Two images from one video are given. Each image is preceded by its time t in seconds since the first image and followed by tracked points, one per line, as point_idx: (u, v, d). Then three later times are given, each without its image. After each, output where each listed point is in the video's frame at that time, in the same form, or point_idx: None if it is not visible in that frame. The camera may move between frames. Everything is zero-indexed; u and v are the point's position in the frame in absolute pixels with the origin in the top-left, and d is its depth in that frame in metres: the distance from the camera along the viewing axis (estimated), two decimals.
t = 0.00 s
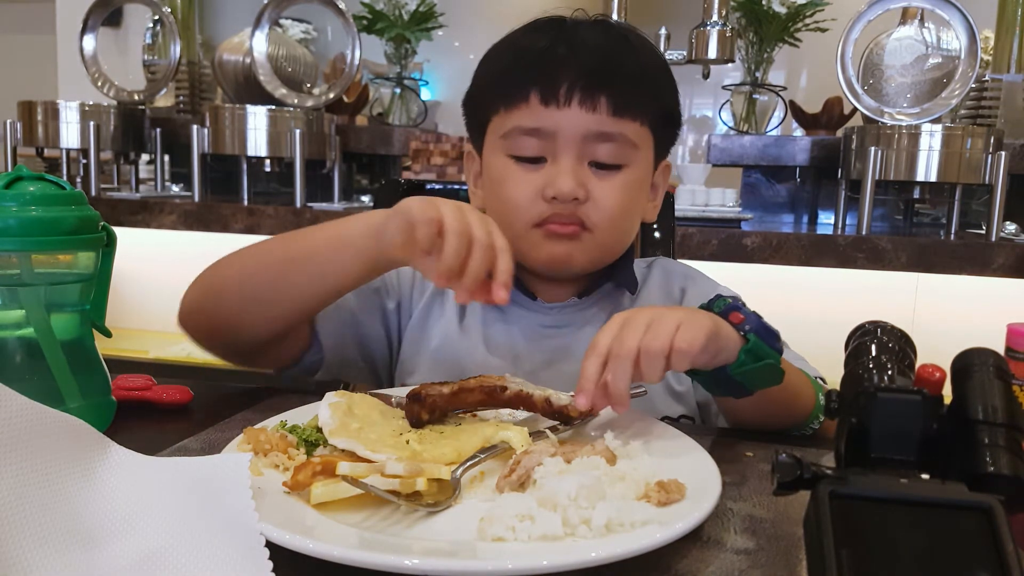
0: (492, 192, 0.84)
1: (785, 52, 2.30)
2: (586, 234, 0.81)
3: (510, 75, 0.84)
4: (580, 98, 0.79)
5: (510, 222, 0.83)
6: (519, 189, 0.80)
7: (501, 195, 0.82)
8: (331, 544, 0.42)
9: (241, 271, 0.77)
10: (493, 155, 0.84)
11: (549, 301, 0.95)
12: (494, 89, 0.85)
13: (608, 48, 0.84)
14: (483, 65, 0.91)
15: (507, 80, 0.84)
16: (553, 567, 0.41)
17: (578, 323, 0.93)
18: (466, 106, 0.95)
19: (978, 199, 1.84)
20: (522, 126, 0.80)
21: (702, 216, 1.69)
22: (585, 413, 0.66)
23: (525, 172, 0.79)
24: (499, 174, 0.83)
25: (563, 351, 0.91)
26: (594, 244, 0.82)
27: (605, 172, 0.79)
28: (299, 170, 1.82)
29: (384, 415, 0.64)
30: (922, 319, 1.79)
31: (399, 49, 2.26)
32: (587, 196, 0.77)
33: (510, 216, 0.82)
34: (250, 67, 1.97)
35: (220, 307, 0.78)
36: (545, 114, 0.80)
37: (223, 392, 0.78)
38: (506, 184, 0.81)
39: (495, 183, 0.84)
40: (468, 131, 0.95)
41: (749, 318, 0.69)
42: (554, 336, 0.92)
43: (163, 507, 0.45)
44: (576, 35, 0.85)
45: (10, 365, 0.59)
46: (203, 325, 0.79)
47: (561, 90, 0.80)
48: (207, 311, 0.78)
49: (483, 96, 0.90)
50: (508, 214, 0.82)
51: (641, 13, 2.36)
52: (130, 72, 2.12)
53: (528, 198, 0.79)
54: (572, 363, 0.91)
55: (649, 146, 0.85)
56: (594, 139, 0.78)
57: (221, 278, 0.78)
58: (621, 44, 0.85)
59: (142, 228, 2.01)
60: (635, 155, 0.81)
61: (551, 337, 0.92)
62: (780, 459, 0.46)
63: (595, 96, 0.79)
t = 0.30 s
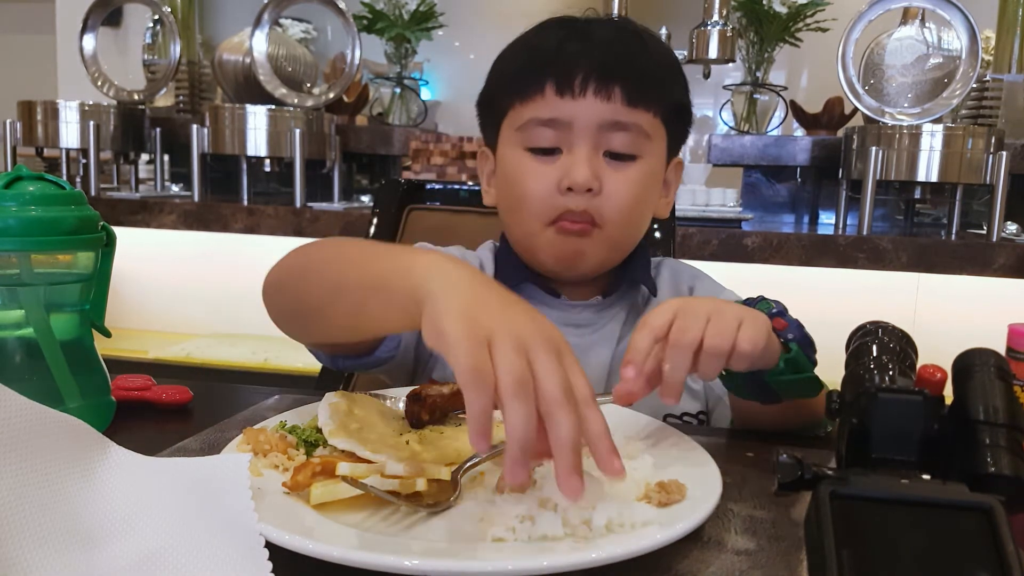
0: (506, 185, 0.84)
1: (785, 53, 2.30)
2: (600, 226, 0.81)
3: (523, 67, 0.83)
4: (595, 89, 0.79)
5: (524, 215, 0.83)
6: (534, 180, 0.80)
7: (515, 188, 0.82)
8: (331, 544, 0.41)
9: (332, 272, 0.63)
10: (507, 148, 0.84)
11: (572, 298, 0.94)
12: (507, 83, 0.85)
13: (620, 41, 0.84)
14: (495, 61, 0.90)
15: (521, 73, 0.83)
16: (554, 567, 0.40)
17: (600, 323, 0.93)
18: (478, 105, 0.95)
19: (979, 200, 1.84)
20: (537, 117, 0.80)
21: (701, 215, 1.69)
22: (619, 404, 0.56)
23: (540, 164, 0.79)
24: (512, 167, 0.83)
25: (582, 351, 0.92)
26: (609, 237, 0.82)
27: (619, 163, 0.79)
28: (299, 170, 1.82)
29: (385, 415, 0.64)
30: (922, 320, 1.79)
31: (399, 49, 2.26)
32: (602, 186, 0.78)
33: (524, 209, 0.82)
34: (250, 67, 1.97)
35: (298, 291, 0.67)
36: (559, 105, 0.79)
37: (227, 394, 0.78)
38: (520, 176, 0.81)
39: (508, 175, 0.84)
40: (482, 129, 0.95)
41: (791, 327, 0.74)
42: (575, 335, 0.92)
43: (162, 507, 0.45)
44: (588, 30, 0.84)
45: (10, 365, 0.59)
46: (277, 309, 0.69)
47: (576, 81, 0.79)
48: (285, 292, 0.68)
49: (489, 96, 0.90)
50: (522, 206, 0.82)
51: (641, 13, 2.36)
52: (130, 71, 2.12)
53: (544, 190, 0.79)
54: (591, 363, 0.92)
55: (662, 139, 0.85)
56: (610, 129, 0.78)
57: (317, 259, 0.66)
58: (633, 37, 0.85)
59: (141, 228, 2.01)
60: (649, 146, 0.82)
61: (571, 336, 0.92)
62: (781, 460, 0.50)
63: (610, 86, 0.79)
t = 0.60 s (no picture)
0: (524, 177, 0.84)
1: (785, 53, 2.31)
2: (619, 222, 0.80)
3: (545, 59, 0.83)
4: (619, 82, 0.78)
5: (542, 209, 0.83)
6: (554, 173, 0.80)
7: (533, 180, 0.82)
8: (331, 544, 0.42)
9: (321, 304, 0.61)
10: (526, 140, 0.84)
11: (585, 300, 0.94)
12: (527, 77, 0.85)
13: (646, 36, 0.83)
14: (517, 51, 0.90)
15: (540, 67, 0.83)
16: (554, 567, 0.41)
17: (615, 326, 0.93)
18: (495, 100, 0.95)
19: (978, 200, 1.85)
20: (559, 110, 0.80)
21: (701, 216, 1.65)
22: (620, 352, 0.56)
23: (560, 157, 0.79)
24: (531, 160, 0.83)
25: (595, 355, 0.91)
26: (627, 233, 0.81)
27: (640, 159, 0.79)
28: (299, 170, 1.82)
29: (386, 414, 0.64)
30: (921, 319, 1.79)
31: (399, 49, 2.27)
32: (623, 181, 0.77)
33: (542, 201, 0.82)
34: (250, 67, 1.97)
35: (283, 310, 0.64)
36: (581, 98, 0.79)
37: (227, 394, 0.78)
38: (539, 169, 0.81)
39: (527, 168, 0.84)
40: (498, 122, 0.95)
41: (799, 317, 0.72)
42: (588, 339, 0.92)
43: (163, 507, 0.45)
44: (613, 23, 0.85)
45: (11, 365, 0.59)
46: (265, 328, 0.67)
47: (599, 74, 0.79)
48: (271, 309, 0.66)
49: (508, 87, 0.89)
50: (540, 199, 0.82)
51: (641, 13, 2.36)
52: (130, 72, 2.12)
53: (563, 183, 0.79)
54: (605, 368, 0.91)
55: (684, 138, 0.85)
56: (632, 124, 0.78)
57: (316, 280, 0.63)
58: (659, 33, 0.85)
59: (141, 228, 2.01)
60: (671, 143, 0.81)
61: (584, 339, 0.92)
62: (780, 460, 0.51)
63: (633, 80, 0.79)
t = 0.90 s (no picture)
0: (527, 176, 0.84)
1: (785, 53, 2.31)
2: (623, 224, 0.80)
3: (550, 57, 0.83)
4: (625, 81, 0.78)
5: (544, 207, 0.83)
6: (557, 174, 0.80)
7: (536, 179, 0.82)
8: (331, 544, 0.42)
9: (265, 308, 0.56)
10: (529, 139, 0.84)
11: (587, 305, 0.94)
12: (530, 73, 0.85)
13: (653, 33, 0.83)
14: (519, 47, 0.90)
15: (543, 64, 0.83)
16: (554, 566, 0.41)
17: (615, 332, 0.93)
18: (499, 99, 0.95)
19: (978, 200, 1.85)
20: (562, 109, 0.80)
21: (701, 216, 1.66)
22: (624, 330, 0.58)
23: (563, 156, 0.79)
24: (534, 160, 0.83)
25: (597, 360, 0.92)
26: (631, 234, 0.81)
27: (645, 160, 0.79)
28: (299, 170, 1.82)
29: (386, 414, 0.64)
30: (921, 319, 1.79)
31: (399, 49, 2.27)
32: (627, 182, 0.77)
33: (545, 201, 0.82)
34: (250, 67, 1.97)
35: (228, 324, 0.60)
36: (586, 97, 0.79)
37: (227, 394, 0.78)
38: (542, 168, 0.81)
39: (529, 166, 0.83)
40: (500, 119, 0.95)
41: (803, 317, 0.73)
42: (590, 344, 0.92)
43: (162, 507, 0.45)
44: (621, 20, 0.85)
45: (11, 365, 0.59)
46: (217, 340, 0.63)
47: (604, 72, 0.79)
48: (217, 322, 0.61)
49: (512, 83, 0.89)
50: (543, 198, 0.82)
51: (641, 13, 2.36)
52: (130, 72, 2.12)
53: (565, 183, 0.79)
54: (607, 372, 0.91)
55: (689, 138, 0.85)
56: (636, 125, 0.78)
57: (259, 285, 0.58)
58: (666, 30, 0.85)
59: (141, 228, 2.01)
60: (676, 144, 0.82)
61: (585, 344, 0.92)
62: (781, 460, 0.53)
63: (639, 80, 0.79)
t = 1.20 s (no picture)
0: (511, 173, 0.84)
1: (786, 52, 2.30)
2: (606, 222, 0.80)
3: (536, 48, 0.82)
4: (608, 73, 0.77)
5: (528, 206, 0.83)
6: (539, 170, 0.79)
7: (519, 176, 0.82)
8: (330, 545, 0.41)
9: (228, 309, 0.78)
10: (513, 134, 0.84)
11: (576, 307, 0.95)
12: (516, 67, 0.84)
13: (642, 23, 0.82)
14: (506, 40, 0.89)
15: (530, 56, 0.82)
16: (554, 568, 0.40)
17: (608, 333, 0.93)
18: (488, 89, 0.94)
19: (979, 200, 1.84)
20: (544, 103, 0.79)
21: (701, 216, 1.67)
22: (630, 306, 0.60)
23: (546, 152, 0.79)
24: (517, 155, 0.82)
25: (590, 361, 0.91)
26: (618, 230, 0.81)
27: (631, 155, 0.78)
28: (298, 170, 1.82)
29: (385, 415, 0.64)
30: (923, 319, 1.78)
31: (399, 49, 2.27)
32: (610, 179, 0.76)
33: (527, 198, 0.82)
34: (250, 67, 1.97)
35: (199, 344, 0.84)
36: (569, 89, 0.78)
37: (226, 394, 0.78)
38: (526, 165, 0.81)
39: (514, 163, 0.83)
40: (490, 113, 0.94)
41: (808, 311, 0.74)
42: (582, 345, 0.92)
43: (162, 507, 0.45)
44: (607, 8, 0.83)
45: (10, 365, 0.59)
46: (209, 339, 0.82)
47: (587, 64, 0.78)
48: (187, 344, 0.85)
49: (501, 74, 0.89)
50: (527, 196, 0.82)
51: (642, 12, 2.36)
52: (130, 71, 2.12)
53: (550, 180, 0.79)
54: (598, 373, 0.90)
55: (680, 131, 0.83)
56: (621, 119, 0.77)
57: (201, 302, 0.81)
58: (655, 19, 0.83)
59: (141, 228, 2.01)
60: (664, 138, 0.80)
61: (577, 345, 0.92)
62: (783, 460, 0.51)
63: (622, 72, 0.77)
